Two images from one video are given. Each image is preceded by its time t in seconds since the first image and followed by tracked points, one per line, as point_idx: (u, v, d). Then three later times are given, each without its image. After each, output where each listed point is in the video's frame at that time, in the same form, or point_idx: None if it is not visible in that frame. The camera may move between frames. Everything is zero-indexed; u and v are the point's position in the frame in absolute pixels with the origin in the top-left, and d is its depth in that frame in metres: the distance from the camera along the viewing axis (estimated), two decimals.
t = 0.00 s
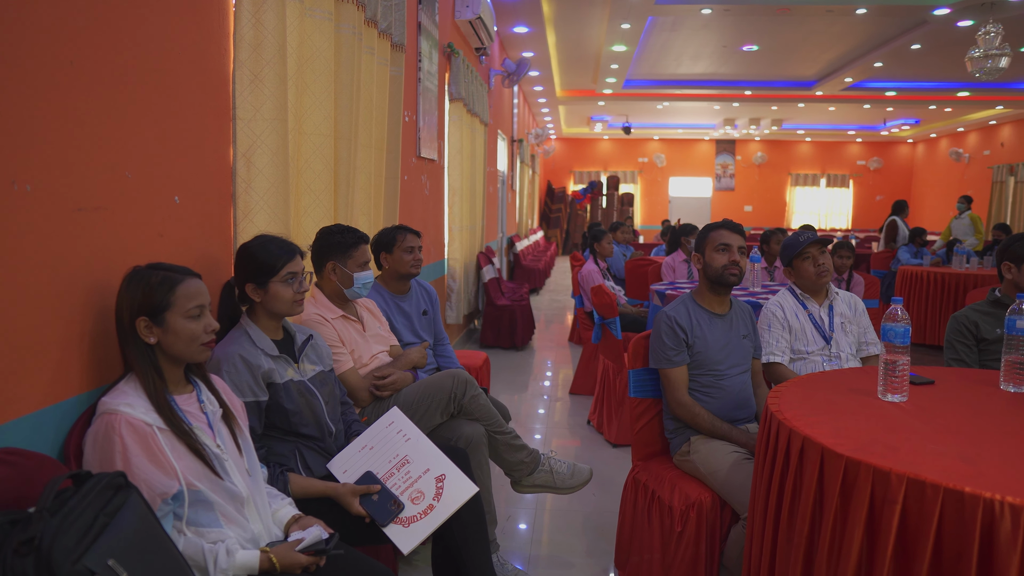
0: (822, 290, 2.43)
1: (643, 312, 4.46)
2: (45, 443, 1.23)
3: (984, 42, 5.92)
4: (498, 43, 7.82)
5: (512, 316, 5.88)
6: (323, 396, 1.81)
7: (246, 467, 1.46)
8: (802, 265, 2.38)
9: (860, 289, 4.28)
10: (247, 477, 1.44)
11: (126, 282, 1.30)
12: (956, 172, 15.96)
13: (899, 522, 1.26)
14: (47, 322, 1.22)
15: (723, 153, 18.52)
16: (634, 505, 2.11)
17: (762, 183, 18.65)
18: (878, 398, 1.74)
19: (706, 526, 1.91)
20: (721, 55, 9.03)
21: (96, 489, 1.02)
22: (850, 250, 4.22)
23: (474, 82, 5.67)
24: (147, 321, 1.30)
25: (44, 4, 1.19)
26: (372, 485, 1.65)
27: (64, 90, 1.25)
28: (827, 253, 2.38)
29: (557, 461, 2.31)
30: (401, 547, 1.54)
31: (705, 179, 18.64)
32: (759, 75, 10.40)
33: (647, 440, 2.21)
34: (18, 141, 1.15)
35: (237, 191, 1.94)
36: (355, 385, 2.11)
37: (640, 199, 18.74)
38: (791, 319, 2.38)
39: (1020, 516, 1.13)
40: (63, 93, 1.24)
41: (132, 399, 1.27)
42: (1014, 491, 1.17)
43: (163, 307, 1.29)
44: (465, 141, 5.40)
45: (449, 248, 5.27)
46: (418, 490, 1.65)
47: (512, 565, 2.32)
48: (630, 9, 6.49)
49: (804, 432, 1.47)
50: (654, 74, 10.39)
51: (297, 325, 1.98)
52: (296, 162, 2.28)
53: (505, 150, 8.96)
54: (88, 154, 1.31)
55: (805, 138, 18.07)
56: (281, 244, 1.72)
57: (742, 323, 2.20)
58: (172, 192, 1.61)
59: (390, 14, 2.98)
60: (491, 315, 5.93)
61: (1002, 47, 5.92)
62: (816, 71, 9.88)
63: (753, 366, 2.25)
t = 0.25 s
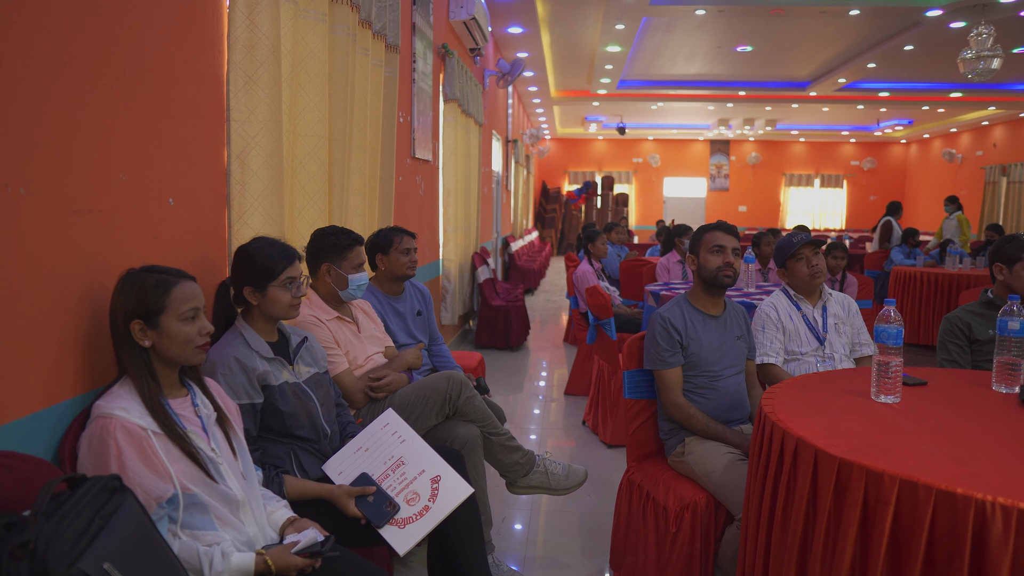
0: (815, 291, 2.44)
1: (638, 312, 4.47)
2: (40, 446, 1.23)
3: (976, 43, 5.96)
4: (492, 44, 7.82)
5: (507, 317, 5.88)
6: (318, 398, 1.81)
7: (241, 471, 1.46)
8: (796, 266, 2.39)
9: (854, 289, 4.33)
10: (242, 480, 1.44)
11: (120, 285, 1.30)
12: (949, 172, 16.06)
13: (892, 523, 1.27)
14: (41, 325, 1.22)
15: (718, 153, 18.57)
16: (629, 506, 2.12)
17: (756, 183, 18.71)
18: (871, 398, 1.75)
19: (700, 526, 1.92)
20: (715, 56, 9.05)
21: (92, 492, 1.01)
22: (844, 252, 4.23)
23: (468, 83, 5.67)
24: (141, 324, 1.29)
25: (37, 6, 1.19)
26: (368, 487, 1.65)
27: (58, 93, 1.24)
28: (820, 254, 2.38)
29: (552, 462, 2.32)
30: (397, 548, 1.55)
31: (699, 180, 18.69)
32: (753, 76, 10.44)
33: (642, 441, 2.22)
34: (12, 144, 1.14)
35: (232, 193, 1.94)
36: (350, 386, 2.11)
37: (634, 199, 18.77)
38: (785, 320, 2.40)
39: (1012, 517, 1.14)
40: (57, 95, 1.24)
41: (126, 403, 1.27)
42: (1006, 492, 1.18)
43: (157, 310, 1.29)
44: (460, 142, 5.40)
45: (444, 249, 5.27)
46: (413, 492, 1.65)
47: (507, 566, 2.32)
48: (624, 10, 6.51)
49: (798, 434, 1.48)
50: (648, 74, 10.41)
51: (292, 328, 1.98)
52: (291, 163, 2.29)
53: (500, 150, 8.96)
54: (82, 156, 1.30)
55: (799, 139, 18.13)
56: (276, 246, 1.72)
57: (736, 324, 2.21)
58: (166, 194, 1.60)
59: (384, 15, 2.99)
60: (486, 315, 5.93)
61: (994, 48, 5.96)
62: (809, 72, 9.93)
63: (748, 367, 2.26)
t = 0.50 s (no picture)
0: (813, 293, 2.45)
1: (637, 313, 4.48)
2: (41, 450, 1.23)
3: (974, 44, 5.97)
4: (491, 45, 7.83)
5: (506, 318, 5.89)
6: (317, 401, 1.82)
7: (240, 474, 1.46)
8: (795, 267, 2.39)
9: (852, 291, 4.34)
10: (242, 483, 1.44)
11: (121, 289, 1.30)
12: (948, 173, 16.08)
13: (889, 526, 1.28)
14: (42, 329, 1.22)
15: (717, 154, 18.59)
16: (629, 508, 2.13)
17: (755, 184, 18.72)
18: (869, 401, 1.76)
19: (699, 528, 1.93)
20: (714, 57, 9.07)
21: (92, 496, 1.02)
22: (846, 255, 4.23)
23: (467, 84, 5.68)
24: (141, 328, 1.30)
25: (37, 11, 1.19)
26: (367, 489, 1.66)
27: (58, 98, 1.25)
28: (819, 257, 2.37)
29: (551, 463, 2.32)
30: (396, 550, 1.55)
31: (698, 180, 18.70)
32: (752, 77, 10.46)
33: (641, 443, 2.22)
34: (12, 149, 1.15)
35: (231, 196, 1.95)
36: (350, 389, 2.12)
37: (633, 199, 18.79)
38: (784, 321, 2.40)
39: (1008, 520, 1.14)
40: (56, 100, 1.24)
41: (127, 408, 1.27)
42: (1002, 495, 1.18)
43: (158, 314, 1.30)
44: (459, 143, 5.41)
45: (443, 250, 5.27)
46: (412, 494, 1.66)
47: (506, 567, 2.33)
48: (622, 11, 6.53)
49: (796, 436, 1.48)
50: (647, 75, 10.42)
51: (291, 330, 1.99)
52: (290, 166, 2.31)
53: (499, 151, 8.97)
54: (81, 161, 1.31)
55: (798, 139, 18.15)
56: (275, 250, 1.73)
57: (735, 326, 2.22)
58: (166, 198, 1.61)
59: (384, 18, 3.01)
60: (485, 316, 5.94)
61: (993, 49, 5.97)
62: (808, 73, 9.95)
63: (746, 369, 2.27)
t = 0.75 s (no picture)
0: (810, 293, 2.47)
1: (634, 313, 4.49)
2: (39, 450, 1.24)
3: (971, 44, 5.99)
4: (489, 45, 7.84)
5: (504, 318, 5.90)
6: (314, 401, 1.83)
7: (238, 475, 1.47)
8: (785, 268, 2.45)
9: (849, 291, 4.36)
10: (239, 484, 1.45)
11: (119, 289, 1.31)
12: (945, 173, 16.13)
13: (883, 525, 1.29)
14: (40, 330, 1.23)
15: (715, 154, 18.62)
16: (625, 507, 2.14)
17: (753, 184, 18.76)
18: (865, 401, 1.77)
19: (695, 528, 1.94)
20: (712, 57, 9.09)
21: (90, 496, 1.02)
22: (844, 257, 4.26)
23: (465, 84, 5.69)
24: (140, 329, 1.31)
25: (35, 13, 1.20)
26: (364, 489, 1.66)
27: (55, 100, 1.25)
28: (812, 260, 2.43)
29: (548, 464, 2.33)
30: (394, 550, 1.56)
31: (696, 180, 18.73)
32: (749, 77, 10.48)
33: (637, 443, 2.23)
34: (10, 151, 1.15)
35: (228, 198, 1.95)
36: (347, 389, 2.12)
37: (631, 199, 18.81)
38: (781, 321, 2.42)
39: (1001, 518, 1.16)
40: (54, 102, 1.25)
41: (125, 409, 1.28)
42: (995, 494, 1.19)
43: (156, 316, 1.30)
44: (457, 144, 5.42)
45: (441, 250, 5.28)
46: (410, 494, 1.67)
47: (503, 567, 2.34)
48: (620, 11, 6.55)
49: (791, 436, 1.49)
50: (645, 75, 10.44)
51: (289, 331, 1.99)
52: (287, 167, 2.33)
53: (497, 151, 8.97)
54: (79, 163, 1.31)
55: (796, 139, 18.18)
56: (272, 251, 1.74)
57: (731, 326, 2.23)
58: (164, 199, 1.61)
59: (381, 19, 3.03)
60: (483, 317, 5.96)
61: (989, 49, 5.99)
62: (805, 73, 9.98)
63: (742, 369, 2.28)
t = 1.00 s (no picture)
0: (804, 295, 2.47)
1: (627, 314, 4.51)
2: (32, 452, 1.24)
3: (963, 45, 6.04)
4: (484, 46, 7.86)
5: (498, 318, 5.92)
6: (307, 402, 1.83)
7: (231, 476, 1.47)
8: (779, 270, 2.46)
9: (842, 291, 4.38)
10: (232, 485, 1.45)
11: (113, 291, 1.31)
12: (938, 173, 16.24)
13: (872, 524, 1.31)
14: (33, 331, 1.23)
15: (709, 154, 18.68)
16: (618, 507, 2.15)
17: (747, 184, 18.83)
18: (856, 401, 1.78)
19: (687, 527, 1.95)
20: (706, 58, 9.12)
21: (84, 498, 1.03)
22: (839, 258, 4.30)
23: (459, 85, 5.70)
24: (134, 331, 1.31)
25: (29, 15, 1.20)
26: (358, 490, 1.67)
27: (49, 101, 1.25)
28: (805, 263, 2.43)
29: (541, 464, 2.34)
30: (387, 550, 1.56)
31: (690, 180, 18.79)
32: (743, 78, 10.53)
33: (630, 442, 2.25)
34: (4, 152, 1.15)
35: (222, 199, 1.97)
36: (341, 390, 2.13)
37: (626, 200, 18.86)
38: (774, 321, 2.43)
39: (988, 517, 1.17)
40: (47, 104, 1.25)
41: (118, 410, 1.28)
42: (983, 493, 1.21)
43: (149, 318, 1.31)
44: (451, 144, 5.43)
45: (435, 251, 5.30)
46: (404, 495, 1.67)
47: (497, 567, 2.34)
48: (614, 12, 6.57)
49: (782, 436, 1.51)
50: (639, 76, 10.48)
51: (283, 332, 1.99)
52: (281, 168, 2.34)
53: (491, 151, 8.98)
54: (72, 165, 1.31)
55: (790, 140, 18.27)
56: (266, 252, 1.74)
57: (724, 327, 2.24)
58: (158, 201, 1.62)
59: (375, 20, 3.05)
60: (477, 317, 5.97)
61: (981, 51, 6.04)
62: (798, 74, 10.03)
63: (735, 370, 2.30)
